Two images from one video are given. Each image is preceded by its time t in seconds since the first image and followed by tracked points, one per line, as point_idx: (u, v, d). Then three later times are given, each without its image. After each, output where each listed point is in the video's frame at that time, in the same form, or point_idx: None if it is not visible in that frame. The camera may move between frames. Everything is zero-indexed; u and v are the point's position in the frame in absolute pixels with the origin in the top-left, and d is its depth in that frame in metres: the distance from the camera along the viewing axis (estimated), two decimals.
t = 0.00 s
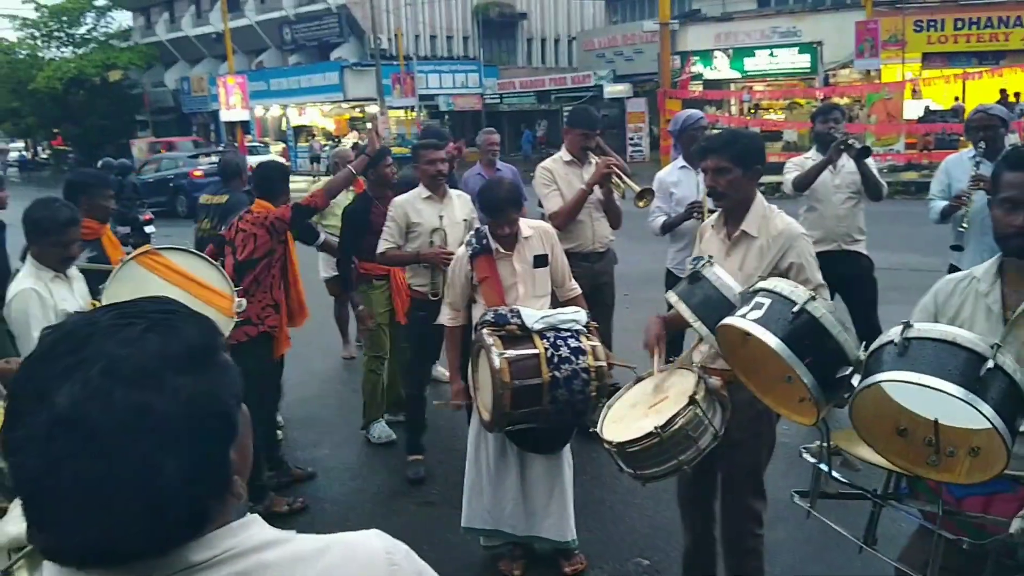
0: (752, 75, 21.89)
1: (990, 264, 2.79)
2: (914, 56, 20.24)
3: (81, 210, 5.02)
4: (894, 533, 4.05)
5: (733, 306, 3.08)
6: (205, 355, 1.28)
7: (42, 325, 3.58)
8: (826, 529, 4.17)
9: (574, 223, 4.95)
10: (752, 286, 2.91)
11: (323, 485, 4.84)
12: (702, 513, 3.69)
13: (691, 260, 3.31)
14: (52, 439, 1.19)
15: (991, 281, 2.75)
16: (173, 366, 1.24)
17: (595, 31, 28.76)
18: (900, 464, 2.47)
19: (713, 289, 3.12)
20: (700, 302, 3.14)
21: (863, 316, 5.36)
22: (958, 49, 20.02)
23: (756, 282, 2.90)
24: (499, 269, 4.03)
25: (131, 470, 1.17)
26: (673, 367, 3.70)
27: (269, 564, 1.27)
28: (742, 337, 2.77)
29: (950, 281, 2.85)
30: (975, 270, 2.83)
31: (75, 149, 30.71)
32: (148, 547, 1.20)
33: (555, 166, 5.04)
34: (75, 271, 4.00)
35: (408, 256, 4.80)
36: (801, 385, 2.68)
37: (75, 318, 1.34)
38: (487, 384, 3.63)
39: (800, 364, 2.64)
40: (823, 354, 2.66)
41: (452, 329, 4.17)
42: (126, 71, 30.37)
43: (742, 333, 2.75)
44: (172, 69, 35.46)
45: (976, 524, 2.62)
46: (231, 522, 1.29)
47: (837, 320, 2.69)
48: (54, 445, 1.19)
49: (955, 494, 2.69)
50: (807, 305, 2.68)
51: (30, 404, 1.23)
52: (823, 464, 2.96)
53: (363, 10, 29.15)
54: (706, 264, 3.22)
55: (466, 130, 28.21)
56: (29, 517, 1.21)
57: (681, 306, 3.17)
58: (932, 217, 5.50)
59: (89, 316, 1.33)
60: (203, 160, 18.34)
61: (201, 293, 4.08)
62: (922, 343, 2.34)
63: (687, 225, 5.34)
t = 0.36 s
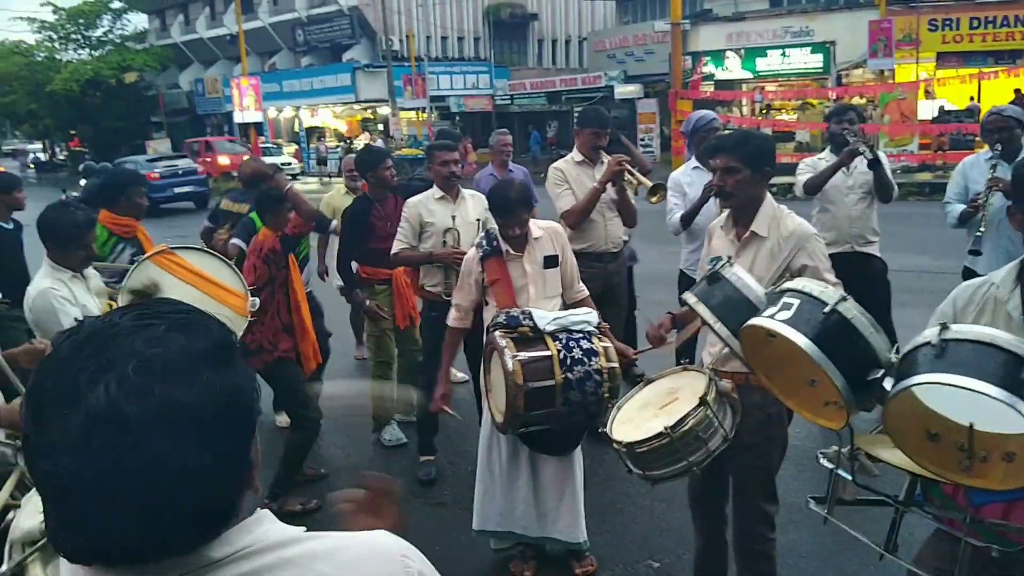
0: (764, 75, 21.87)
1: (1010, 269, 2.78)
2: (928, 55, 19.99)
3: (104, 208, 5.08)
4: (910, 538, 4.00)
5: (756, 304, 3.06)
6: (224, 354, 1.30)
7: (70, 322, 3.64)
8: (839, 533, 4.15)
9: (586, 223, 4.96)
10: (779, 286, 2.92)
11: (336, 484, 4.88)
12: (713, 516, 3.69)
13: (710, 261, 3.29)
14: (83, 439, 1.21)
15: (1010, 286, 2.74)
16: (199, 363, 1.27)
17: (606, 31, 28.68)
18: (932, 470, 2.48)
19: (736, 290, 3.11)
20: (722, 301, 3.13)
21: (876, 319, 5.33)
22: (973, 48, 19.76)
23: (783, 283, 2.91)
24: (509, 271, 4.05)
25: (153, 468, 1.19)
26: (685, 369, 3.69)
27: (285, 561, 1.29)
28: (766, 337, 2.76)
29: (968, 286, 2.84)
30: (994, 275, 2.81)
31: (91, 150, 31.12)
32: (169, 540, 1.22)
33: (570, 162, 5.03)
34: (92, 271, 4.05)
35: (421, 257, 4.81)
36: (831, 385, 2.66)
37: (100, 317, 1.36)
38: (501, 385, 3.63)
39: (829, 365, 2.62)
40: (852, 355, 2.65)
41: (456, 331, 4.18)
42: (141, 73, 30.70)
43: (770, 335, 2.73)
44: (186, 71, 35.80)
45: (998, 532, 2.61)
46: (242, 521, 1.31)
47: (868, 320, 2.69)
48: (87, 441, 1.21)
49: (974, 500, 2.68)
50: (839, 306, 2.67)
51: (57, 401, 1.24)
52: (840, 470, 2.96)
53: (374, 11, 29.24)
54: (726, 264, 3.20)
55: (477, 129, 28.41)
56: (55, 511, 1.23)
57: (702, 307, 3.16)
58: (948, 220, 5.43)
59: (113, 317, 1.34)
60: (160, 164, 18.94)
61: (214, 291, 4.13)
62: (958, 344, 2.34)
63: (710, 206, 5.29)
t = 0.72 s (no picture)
0: (777, 75, 21.96)
1: None
2: (942, 55, 19.77)
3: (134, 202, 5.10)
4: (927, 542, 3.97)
5: (777, 314, 3.02)
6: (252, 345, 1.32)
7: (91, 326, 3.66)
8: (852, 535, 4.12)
9: (599, 224, 4.95)
10: (808, 298, 2.92)
11: (347, 482, 4.90)
12: (724, 517, 3.68)
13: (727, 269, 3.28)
14: (133, 431, 1.23)
15: None
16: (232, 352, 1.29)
17: (617, 32, 28.62)
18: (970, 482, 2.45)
19: (753, 297, 3.08)
20: (741, 312, 3.10)
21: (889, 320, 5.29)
22: (989, 48, 19.53)
23: (812, 297, 2.92)
24: (521, 272, 4.06)
25: (190, 458, 1.22)
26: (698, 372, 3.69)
27: (301, 555, 1.30)
28: (791, 349, 2.76)
29: (984, 285, 2.84)
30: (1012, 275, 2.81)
31: (107, 151, 31.44)
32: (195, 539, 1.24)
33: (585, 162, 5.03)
34: (110, 271, 4.08)
35: (430, 257, 4.81)
36: (863, 397, 2.65)
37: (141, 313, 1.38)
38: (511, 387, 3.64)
39: (863, 377, 2.60)
40: (887, 367, 2.63)
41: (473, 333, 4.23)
42: (156, 74, 30.96)
43: (801, 350, 2.72)
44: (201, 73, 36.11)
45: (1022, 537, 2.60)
46: (264, 520, 1.33)
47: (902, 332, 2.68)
48: (136, 430, 1.22)
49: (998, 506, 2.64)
50: (872, 319, 2.66)
51: (105, 394, 1.26)
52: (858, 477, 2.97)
53: (387, 13, 29.36)
54: (743, 274, 3.18)
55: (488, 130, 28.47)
56: (95, 506, 1.24)
57: (720, 317, 3.12)
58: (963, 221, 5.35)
59: (154, 314, 1.36)
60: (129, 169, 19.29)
61: (228, 292, 4.16)
62: (1003, 357, 2.33)
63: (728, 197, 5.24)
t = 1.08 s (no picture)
0: (788, 75, 21.96)
1: None
2: (955, 55, 19.51)
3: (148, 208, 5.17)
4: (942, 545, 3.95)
5: (801, 316, 3.04)
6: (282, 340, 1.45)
7: (115, 324, 3.72)
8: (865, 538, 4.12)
9: (611, 225, 4.95)
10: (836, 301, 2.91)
11: (358, 480, 4.93)
12: (735, 518, 3.70)
13: (746, 269, 3.26)
14: (177, 421, 1.34)
15: None
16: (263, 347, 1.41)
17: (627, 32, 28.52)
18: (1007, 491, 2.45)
19: (777, 300, 3.07)
20: (762, 313, 3.10)
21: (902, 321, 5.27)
22: (1003, 47, 19.30)
23: (838, 298, 2.90)
24: (531, 273, 4.07)
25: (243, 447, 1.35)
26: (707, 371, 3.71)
27: (324, 545, 1.38)
28: (816, 353, 2.77)
29: (1005, 287, 2.84)
30: None
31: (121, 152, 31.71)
32: (227, 529, 1.34)
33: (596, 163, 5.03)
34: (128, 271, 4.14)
35: (436, 256, 4.81)
36: (893, 401, 2.62)
37: (177, 309, 1.52)
38: (521, 389, 3.64)
39: (899, 385, 2.59)
40: (919, 375, 2.62)
41: (491, 334, 4.21)
42: (170, 75, 31.19)
43: (832, 352, 2.71)
44: (214, 74, 36.32)
45: None
46: (290, 512, 1.42)
47: (934, 338, 2.67)
48: (185, 417, 1.34)
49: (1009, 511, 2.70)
50: (903, 322, 2.65)
51: (154, 392, 1.36)
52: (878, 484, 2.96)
53: (398, 13, 29.43)
54: (764, 275, 3.17)
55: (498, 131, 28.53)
56: (136, 489, 1.35)
57: (741, 319, 3.12)
58: (981, 219, 5.34)
59: (190, 312, 1.48)
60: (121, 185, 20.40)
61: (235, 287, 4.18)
62: None
63: (742, 197, 5.17)
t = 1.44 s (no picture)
0: (800, 75, 21.45)
1: None
2: (971, 55, 19.16)
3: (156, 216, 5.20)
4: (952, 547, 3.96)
5: (797, 316, 3.09)
6: (299, 340, 1.46)
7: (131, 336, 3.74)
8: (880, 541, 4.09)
9: (622, 226, 4.94)
10: (822, 297, 3.00)
11: (370, 480, 4.94)
12: (750, 520, 3.69)
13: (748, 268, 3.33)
14: (197, 418, 1.35)
15: None
16: (275, 347, 1.42)
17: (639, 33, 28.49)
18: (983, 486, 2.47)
19: (775, 299, 3.13)
20: (762, 311, 3.15)
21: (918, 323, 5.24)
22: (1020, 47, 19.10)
23: (825, 294, 2.99)
24: (545, 275, 4.06)
25: (262, 439, 1.36)
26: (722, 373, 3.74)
27: (345, 548, 1.39)
28: (806, 349, 2.84)
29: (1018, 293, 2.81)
30: None
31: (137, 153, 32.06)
32: (240, 526, 1.36)
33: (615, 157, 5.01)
34: (145, 270, 4.14)
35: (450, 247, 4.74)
36: (873, 398, 2.74)
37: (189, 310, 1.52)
38: (532, 389, 3.64)
39: (876, 379, 2.70)
40: (897, 369, 2.73)
41: (498, 331, 4.23)
42: (185, 77, 31.51)
43: (814, 345, 2.81)
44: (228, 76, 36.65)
45: None
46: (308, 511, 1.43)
47: (911, 333, 2.77)
48: (199, 412, 1.35)
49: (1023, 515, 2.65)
50: (881, 318, 2.76)
51: (170, 388, 1.37)
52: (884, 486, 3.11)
53: (410, 15, 29.57)
54: (764, 274, 3.23)
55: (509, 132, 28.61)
56: (154, 490, 1.37)
57: (741, 316, 3.17)
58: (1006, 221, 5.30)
59: (208, 312, 1.49)
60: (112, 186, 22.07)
61: (262, 295, 4.28)
62: (1008, 358, 2.39)
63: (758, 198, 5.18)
